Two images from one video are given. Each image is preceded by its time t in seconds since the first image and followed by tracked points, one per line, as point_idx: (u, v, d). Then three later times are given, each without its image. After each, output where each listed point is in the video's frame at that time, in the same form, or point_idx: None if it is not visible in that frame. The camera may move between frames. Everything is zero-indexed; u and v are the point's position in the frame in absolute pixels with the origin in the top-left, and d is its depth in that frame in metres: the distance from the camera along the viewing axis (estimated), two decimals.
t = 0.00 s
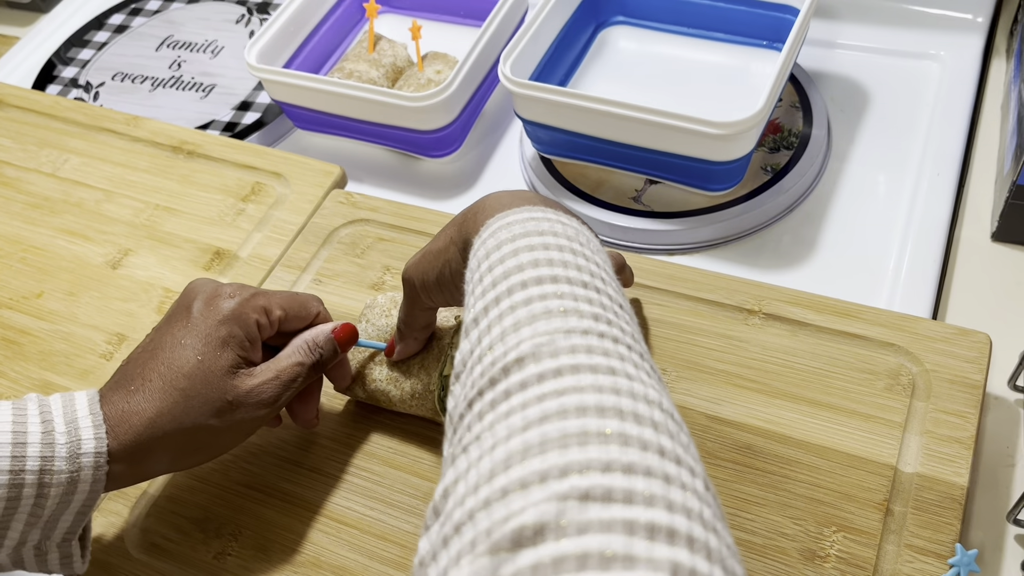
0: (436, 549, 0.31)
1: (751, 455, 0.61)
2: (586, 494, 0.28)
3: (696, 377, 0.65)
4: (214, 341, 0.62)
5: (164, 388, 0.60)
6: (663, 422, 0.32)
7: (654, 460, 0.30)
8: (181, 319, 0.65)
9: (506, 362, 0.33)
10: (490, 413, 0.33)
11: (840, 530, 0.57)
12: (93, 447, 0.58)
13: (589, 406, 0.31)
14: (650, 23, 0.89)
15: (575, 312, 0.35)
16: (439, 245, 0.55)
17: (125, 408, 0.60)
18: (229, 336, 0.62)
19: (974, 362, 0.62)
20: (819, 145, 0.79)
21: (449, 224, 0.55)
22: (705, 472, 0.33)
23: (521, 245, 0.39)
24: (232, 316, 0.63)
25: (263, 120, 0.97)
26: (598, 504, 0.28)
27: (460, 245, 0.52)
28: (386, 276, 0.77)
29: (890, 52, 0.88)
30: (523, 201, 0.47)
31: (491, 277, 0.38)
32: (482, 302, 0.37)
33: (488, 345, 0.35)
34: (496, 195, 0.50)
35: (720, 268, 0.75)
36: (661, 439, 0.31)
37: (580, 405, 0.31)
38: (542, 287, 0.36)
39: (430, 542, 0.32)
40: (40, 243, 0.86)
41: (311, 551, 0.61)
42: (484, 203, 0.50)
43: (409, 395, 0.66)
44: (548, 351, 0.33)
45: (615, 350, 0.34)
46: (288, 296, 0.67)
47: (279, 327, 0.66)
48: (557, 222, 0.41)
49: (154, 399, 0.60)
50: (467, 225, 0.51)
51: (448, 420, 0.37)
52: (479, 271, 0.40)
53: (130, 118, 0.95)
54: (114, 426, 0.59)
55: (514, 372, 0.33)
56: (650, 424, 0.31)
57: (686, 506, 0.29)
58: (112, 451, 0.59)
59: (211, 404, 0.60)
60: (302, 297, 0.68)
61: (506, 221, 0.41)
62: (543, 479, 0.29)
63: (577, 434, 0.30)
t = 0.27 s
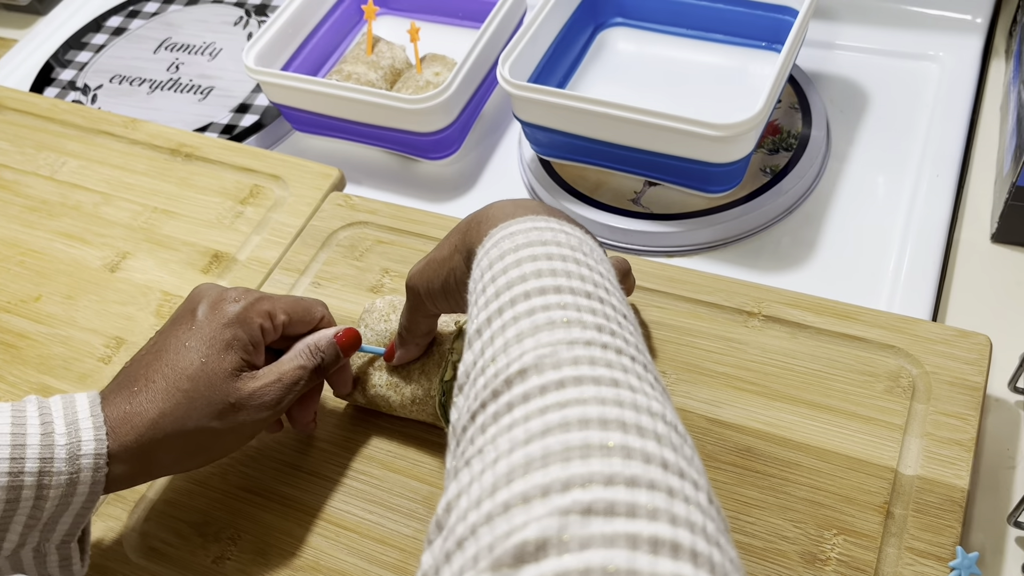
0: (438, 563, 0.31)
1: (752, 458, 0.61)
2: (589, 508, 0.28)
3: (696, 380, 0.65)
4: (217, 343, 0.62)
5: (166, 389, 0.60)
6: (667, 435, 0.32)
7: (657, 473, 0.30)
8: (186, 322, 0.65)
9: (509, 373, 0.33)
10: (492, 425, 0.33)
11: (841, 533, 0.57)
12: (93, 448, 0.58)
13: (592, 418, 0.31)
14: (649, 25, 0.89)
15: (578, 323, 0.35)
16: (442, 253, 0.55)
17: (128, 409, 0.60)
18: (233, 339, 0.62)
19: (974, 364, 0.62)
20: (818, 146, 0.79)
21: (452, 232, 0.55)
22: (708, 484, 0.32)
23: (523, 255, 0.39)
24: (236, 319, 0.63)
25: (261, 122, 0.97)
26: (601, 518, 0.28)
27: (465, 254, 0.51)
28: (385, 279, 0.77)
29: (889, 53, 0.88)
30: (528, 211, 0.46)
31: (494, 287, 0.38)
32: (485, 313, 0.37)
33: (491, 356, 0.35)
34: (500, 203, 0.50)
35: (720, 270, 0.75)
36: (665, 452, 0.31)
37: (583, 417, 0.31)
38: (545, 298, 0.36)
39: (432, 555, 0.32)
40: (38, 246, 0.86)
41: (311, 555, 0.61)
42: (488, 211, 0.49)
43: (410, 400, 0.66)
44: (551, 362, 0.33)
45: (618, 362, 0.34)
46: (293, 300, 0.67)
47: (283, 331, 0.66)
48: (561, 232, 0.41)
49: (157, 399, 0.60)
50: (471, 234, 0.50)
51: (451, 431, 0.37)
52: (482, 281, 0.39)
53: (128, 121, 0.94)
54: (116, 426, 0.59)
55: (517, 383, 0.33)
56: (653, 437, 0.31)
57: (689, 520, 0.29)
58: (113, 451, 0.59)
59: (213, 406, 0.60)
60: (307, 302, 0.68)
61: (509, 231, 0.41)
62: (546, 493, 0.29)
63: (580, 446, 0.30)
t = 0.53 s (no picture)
0: (435, 567, 0.31)
1: (753, 460, 0.60)
2: (582, 511, 0.28)
3: (697, 381, 0.65)
4: (207, 326, 0.62)
5: (149, 368, 0.60)
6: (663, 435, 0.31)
7: (653, 476, 0.29)
8: (178, 310, 0.65)
9: (505, 375, 0.33)
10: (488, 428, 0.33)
11: (843, 534, 0.56)
12: (69, 427, 0.57)
13: (587, 420, 0.31)
14: (649, 25, 0.89)
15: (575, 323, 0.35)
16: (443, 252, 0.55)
17: (111, 388, 0.59)
18: (223, 324, 0.62)
19: (976, 365, 0.61)
20: (819, 146, 0.79)
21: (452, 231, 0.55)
22: (706, 487, 0.32)
23: (521, 256, 0.38)
24: (227, 307, 0.64)
25: (261, 123, 0.96)
26: (595, 521, 0.28)
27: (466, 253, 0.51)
28: (385, 280, 0.77)
29: (889, 53, 0.88)
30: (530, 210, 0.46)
31: (492, 288, 0.38)
32: (483, 314, 0.37)
33: (488, 358, 0.35)
34: (501, 203, 0.50)
35: (720, 270, 0.75)
36: (661, 454, 0.31)
37: (578, 419, 0.31)
38: (542, 298, 0.36)
39: (430, 560, 0.32)
40: (36, 248, 0.86)
41: (311, 558, 0.61)
42: (489, 211, 0.49)
43: (409, 400, 0.65)
44: (546, 363, 0.33)
45: (615, 363, 0.33)
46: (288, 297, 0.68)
47: (275, 325, 0.67)
48: (560, 231, 0.40)
49: (139, 378, 0.59)
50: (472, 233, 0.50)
51: (450, 433, 0.37)
52: (480, 281, 0.39)
53: (127, 122, 0.94)
54: (96, 404, 0.58)
55: (513, 386, 0.33)
56: (650, 439, 0.31)
57: (684, 524, 0.28)
58: (90, 428, 0.58)
59: (196, 383, 0.59)
60: (301, 297, 0.69)
61: (508, 231, 0.41)
62: (539, 496, 0.29)
63: (575, 449, 0.30)
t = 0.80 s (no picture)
0: (435, 573, 0.31)
1: (756, 459, 0.60)
2: (583, 520, 0.28)
3: (699, 380, 0.65)
4: (212, 331, 0.62)
5: (155, 372, 0.60)
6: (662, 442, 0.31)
7: (654, 484, 0.29)
8: (184, 318, 0.65)
9: (506, 381, 0.33)
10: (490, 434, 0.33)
11: (846, 534, 0.56)
12: (74, 429, 0.56)
13: (587, 427, 0.31)
14: (649, 24, 0.89)
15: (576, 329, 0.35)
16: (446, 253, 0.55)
17: (117, 393, 0.59)
18: (228, 327, 0.62)
19: (979, 364, 0.61)
20: (820, 145, 0.79)
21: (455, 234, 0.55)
22: (707, 495, 0.32)
23: (523, 260, 0.38)
24: (232, 312, 0.64)
25: (261, 123, 0.96)
26: (596, 530, 0.28)
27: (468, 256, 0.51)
28: (386, 280, 0.77)
29: (890, 52, 0.88)
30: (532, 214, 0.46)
31: (493, 292, 0.38)
32: (484, 318, 0.37)
33: (489, 362, 0.35)
34: (504, 207, 0.50)
35: (721, 270, 0.75)
36: (662, 461, 0.30)
37: (579, 426, 0.31)
38: (544, 303, 0.36)
39: (429, 566, 0.32)
40: (36, 249, 0.85)
41: (312, 559, 0.61)
42: (491, 214, 0.49)
43: (411, 402, 0.65)
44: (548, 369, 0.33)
45: (617, 369, 0.33)
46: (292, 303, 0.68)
47: (280, 332, 0.67)
48: (561, 235, 0.40)
49: (145, 382, 0.59)
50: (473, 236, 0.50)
51: (449, 437, 0.37)
52: (482, 285, 0.39)
53: (127, 123, 0.94)
54: (101, 409, 0.58)
55: (514, 391, 0.33)
56: (651, 446, 0.31)
57: (685, 532, 0.28)
58: (95, 431, 0.57)
59: (200, 384, 0.59)
60: (307, 301, 0.68)
61: (510, 234, 0.41)
62: (540, 504, 0.29)
63: (575, 456, 0.30)
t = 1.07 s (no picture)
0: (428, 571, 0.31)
1: (755, 458, 0.60)
2: (575, 517, 0.28)
3: (698, 379, 0.65)
4: (221, 332, 0.62)
5: (164, 372, 0.60)
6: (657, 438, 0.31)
7: (646, 480, 0.29)
8: (192, 321, 0.65)
9: (500, 379, 0.33)
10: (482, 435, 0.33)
11: (845, 532, 0.56)
12: (80, 427, 0.56)
13: (581, 424, 0.31)
14: (648, 24, 0.89)
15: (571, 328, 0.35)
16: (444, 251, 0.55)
17: (125, 392, 0.59)
18: (236, 329, 0.63)
19: (977, 362, 0.62)
20: (818, 144, 0.79)
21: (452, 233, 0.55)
22: (701, 492, 0.32)
23: (518, 258, 0.38)
24: (240, 315, 0.64)
25: (260, 123, 0.96)
26: (587, 526, 0.28)
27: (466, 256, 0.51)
28: (385, 279, 0.77)
29: (888, 51, 0.88)
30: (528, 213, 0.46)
31: (488, 291, 0.38)
32: (479, 316, 0.37)
33: (483, 361, 0.35)
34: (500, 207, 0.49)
35: (721, 269, 0.75)
36: (655, 458, 0.31)
37: (572, 423, 0.31)
38: (538, 301, 0.36)
39: (422, 564, 0.32)
40: (35, 249, 0.85)
41: (312, 558, 0.61)
42: (487, 215, 0.49)
43: (411, 402, 0.65)
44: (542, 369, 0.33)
45: (610, 366, 0.33)
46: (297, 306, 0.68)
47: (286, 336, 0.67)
48: (557, 233, 0.40)
49: (153, 381, 0.60)
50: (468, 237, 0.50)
51: (444, 435, 0.37)
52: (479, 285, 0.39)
53: (126, 123, 0.94)
54: (108, 407, 0.58)
55: (507, 389, 0.33)
56: (644, 443, 0.31)
57: (677, 529, 0.28)
58: (101, 429, 0.57)
59: (208, 384, 0.59)
60: (312, 305, 0.69)
61: (505, 233, 0.41)
62: (532, 501, 0.29)
63: (569, 453, 0.30)
